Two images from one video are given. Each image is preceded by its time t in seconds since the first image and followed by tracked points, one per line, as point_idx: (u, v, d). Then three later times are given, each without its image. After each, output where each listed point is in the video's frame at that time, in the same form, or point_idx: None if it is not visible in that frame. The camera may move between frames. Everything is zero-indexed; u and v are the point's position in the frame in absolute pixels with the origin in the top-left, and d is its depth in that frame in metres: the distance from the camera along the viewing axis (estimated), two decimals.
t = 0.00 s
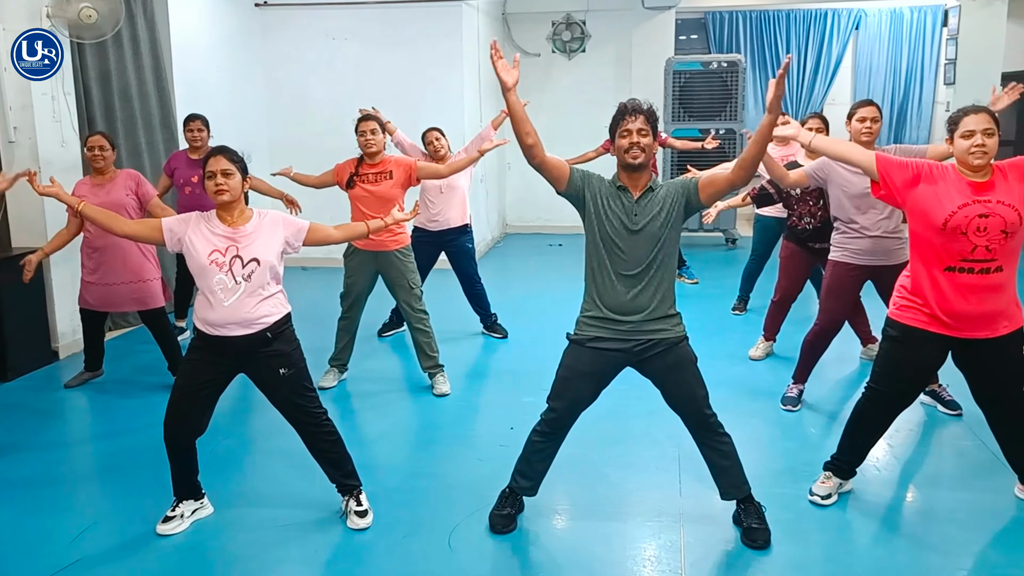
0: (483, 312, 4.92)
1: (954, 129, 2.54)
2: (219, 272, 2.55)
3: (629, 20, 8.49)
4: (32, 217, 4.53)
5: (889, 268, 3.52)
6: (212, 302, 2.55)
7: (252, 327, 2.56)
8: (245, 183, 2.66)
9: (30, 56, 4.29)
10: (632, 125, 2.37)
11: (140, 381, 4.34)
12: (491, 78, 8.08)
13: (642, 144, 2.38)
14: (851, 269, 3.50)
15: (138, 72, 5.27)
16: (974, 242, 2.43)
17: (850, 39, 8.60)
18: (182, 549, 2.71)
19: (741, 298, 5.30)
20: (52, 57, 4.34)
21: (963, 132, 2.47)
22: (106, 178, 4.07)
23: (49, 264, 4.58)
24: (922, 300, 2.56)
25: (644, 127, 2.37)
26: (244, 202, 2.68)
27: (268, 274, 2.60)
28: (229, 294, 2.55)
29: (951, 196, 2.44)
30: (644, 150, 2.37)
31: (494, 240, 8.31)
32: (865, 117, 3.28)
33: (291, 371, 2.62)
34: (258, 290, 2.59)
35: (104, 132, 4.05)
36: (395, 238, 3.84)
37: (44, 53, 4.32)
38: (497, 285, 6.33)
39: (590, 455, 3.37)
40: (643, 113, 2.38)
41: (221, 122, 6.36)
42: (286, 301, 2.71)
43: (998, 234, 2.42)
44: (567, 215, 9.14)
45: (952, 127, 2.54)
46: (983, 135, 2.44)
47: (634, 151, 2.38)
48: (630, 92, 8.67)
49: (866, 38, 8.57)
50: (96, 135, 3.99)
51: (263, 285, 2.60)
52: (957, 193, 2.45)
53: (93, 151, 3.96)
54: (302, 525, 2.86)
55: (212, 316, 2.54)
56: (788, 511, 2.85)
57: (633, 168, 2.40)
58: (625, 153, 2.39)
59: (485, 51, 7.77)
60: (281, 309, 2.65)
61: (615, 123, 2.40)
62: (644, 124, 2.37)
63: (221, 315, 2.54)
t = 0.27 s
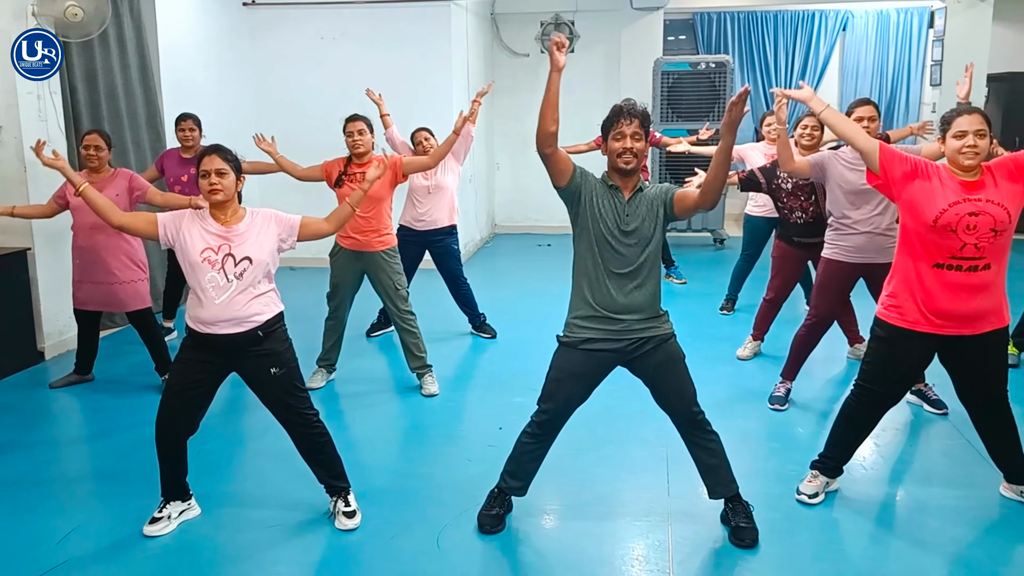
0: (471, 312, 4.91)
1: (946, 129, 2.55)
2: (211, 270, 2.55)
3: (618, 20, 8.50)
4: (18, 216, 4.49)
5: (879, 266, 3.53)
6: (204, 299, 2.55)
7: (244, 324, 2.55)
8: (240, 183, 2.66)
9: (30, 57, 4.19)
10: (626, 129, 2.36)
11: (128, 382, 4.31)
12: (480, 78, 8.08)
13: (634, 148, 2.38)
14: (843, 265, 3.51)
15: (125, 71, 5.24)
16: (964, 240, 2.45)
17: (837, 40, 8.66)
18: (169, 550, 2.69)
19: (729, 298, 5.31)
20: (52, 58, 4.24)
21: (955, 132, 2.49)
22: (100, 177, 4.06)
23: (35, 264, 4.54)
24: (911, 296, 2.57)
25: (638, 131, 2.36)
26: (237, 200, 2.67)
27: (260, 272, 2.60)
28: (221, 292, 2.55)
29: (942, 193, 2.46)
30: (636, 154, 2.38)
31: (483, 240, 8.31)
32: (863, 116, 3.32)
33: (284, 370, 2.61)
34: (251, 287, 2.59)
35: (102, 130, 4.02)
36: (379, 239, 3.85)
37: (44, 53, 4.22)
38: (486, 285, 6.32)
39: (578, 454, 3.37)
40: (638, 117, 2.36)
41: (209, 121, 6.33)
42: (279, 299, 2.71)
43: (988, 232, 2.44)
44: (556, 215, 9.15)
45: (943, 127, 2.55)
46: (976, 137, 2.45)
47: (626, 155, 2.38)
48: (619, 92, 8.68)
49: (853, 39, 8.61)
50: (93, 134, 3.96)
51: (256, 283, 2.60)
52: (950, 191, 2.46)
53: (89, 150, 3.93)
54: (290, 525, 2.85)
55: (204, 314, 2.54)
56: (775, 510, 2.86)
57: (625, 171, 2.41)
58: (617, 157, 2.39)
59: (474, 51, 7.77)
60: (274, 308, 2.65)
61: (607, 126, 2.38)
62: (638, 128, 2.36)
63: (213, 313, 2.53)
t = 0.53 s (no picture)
0: (443, 312, 4.91)
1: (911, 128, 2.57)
2: (183, 271, 2.53)
3: (589, 21, 8.52)
4: None
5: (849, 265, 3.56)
6: (175, 298, 2.54)
7: (215, 323, 2.54)
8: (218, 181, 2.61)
9: (30, 57, 4.16)
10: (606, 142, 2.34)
11: (95, 383, 4.25)
12: (452, 77, 8.07)
13: (611, 159, 2.38)
14: (814, 264, 3.54)
15: (92, 68, 5.16)
16: (926, 238, 2.50)
17: (806, 42, 8.77)
18: (137, 553, 2.66)
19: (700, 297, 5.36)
20: (52, 57, 4.21)
21: (920, 133, 2.50)
22: (70, 175, 3.96)
23: None
24: (875, 293, 2.61)
25: (617, 144, 2.35)
26: (215, 200, 2.64)
27: (233, 273, 2.57)
28: (191, 291, 2.53)
29: (906, 192, 2.51)
30: (611, 166, 2.38)
31: (455, 240, 8.30)
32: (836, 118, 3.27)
33: (256, 371, 2.59)
34: (222, 286, 2.56)
35: (73, 129, 3.94)
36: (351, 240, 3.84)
37: (44, 53, 4.19)
38: (458, 285, 6.32)
39: (550, 454, 3.37)
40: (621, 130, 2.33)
41: (178, 119, 6.25)
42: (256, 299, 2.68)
43: (949, 230, 2.48)
44: (529, 215, 9.16)
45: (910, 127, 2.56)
46: (940, 138, 2.47)
47: (603, 167, 2.38)
48: (590, 93, 8.69)
49: (821, 42, 8.71)
50: (65, 131, 3.89)
51: (227, 282, 2.58)
52: (913, 190, 2.51)
53: (60, 148, 3.86)
54: (261, 527, 2.82)
55: (174, 312, 2.53)
56: (745, 508, 2.89)
57: (600, 182, 2.42)
58: (595, 167, 2.39)
59: (447, 51, 7.76)
60: (250, 307, 2.62)
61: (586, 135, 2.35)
62: (619, 142, 2.35)
63: (183, 312, 2.52)
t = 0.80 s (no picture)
0: (408, 311, 4.89)
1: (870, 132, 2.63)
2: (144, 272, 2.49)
3: (554, 21, 8.54)
4: None
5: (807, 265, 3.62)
6: (135, 299, 2.50)
7: (177, 324, 2.50)
8: (182, 182, 2.57)
9: (30, 57, 4.53)
10: (577, 150, 2.36)
11: (51, 385, 4.17)
12: (417, 76, 8.04)
13: (578, 167, 2.41)
14: (776, 263, 3.59)
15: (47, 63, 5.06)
16: (884, 238, 2.55)
17: (767, 44, 8.88)
18: (94, 558, 2.61)
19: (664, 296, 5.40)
20: (51, 57, 4.58)
21: (880, 135, 2.55)
22: (28, 172, 3.91)
23: None
24: (835, 293, 2.65)
25: (587, 152, 2.38)
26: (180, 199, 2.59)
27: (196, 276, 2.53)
28: (151, 292, 2.49)
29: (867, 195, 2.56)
30: (578, 173, 2.42)
31: (421, 239, 8.27)
32: (799, 119, 3.38)
33: (218, 372, 2.56)
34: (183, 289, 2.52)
35: (33, 126, 3.87)
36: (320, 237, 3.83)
37: (43, 53, 4.56)
38: (423, 284, 6.30)
39: (515, 453, 3.38)
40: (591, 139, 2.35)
41: (137, 117, 6.15)
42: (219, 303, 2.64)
43: (907, 231, 2.54)
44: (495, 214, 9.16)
45: (869, 128, 2.62)
46: (899, 140, 2.52)
47: (571, 173, 2.42)
48: (554, 93, 8.72)
49: (782, 43, 8.81)
50: (23, 129, 3.81)
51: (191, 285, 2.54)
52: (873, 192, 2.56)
53: (19, 145, 3.79)
54: (222, 530, 2.79)
55: (134, 313, 2.49)
56: (708, 505, 2.91)
57: (567, 187, 2.45)
58: (563, 174, 2.41)
59: (411, 49, 7.72)
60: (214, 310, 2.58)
61: (557, 141, 2.36)
62: (589, 150, 2.38)
63: (143, 312, 2.48)
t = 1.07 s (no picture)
0: (385, 311, 4.88)
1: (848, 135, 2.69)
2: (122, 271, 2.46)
3: (531, 21, 8.54)
4: None
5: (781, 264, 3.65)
6: (112, 299, 2.46)
7: (154, 324, 2.47)
8: (154, 179, 2.54)
9: (31, 57, 4.84)
10: (550, 152, 2.36)
11: (22, 386, 4.11)
12: (394, 75, 8.02)
13: (552, 168, 2.41)
14: (750, 262, 3.61)
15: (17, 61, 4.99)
16: (865, 247, 2.57)
17: (743, 46, 8.95)
18: (66, 561, 2.58)
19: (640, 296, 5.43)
20: (51, 58, 4.90)
21: (858, 139, 2.60)
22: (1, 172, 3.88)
23: None
24: (813, 297, 2.66)
25: (561, 154, 2.38)
26: (153, 196, 2.58)
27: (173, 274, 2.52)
28: (129, 291, 2.46)
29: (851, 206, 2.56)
30: (552, 174, 2.42)
31: (398, 239, 8.25)
32: (775, 120, 3.51)
33: (194, 372, 2.54)
34: (161, 287, 2.50)
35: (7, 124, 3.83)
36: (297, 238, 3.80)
37: (44, 53, 4.88)
38: (399, 284, 6.28)
39: (492, 453, 3.38)
40: (564, 141, 2.36)
41: (110, 115, 6.08)
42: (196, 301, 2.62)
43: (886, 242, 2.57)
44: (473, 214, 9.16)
45: (847, 133, 2.67)
46: (877, 144, 2.58)
47: (545, 175, 2.41)
48: (531, 93, 8.74)
49: (757, 45, 8.91)
50: None
51: (168, 281, 2.52)
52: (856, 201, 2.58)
53: None
54: (197, 532, 2.76)
55: (110, 313, 2.46)
56: (684, 504, 2.93)
57: (541, 187, 2.45)
58: (538, 175, 2.41)
59: (388, 49, 7.70)
60: (190, 307, 2.56)
61: (531, 143, 2.36)
62: (563, 151, 2.38)
63: (119, 312, 2.45)
